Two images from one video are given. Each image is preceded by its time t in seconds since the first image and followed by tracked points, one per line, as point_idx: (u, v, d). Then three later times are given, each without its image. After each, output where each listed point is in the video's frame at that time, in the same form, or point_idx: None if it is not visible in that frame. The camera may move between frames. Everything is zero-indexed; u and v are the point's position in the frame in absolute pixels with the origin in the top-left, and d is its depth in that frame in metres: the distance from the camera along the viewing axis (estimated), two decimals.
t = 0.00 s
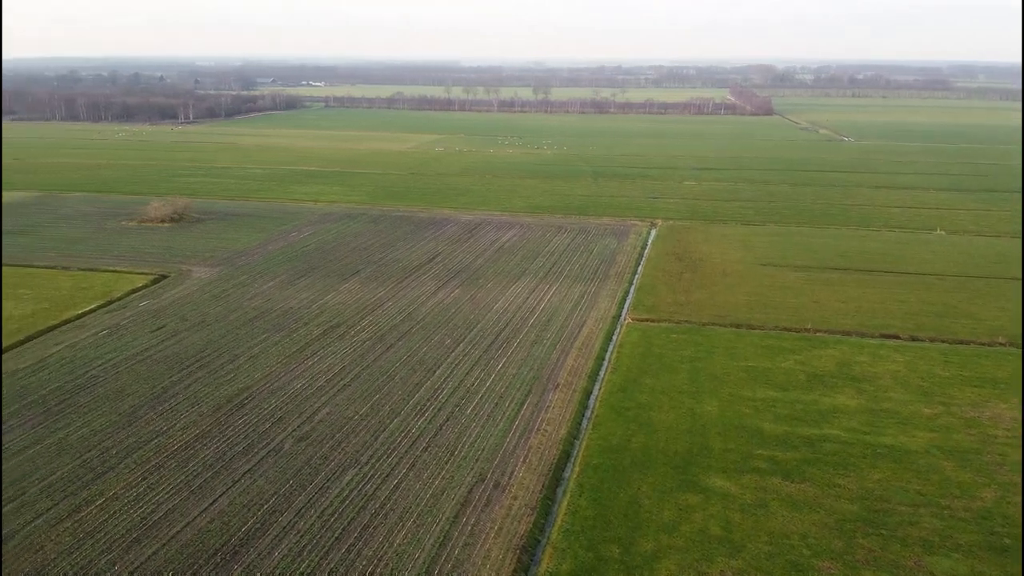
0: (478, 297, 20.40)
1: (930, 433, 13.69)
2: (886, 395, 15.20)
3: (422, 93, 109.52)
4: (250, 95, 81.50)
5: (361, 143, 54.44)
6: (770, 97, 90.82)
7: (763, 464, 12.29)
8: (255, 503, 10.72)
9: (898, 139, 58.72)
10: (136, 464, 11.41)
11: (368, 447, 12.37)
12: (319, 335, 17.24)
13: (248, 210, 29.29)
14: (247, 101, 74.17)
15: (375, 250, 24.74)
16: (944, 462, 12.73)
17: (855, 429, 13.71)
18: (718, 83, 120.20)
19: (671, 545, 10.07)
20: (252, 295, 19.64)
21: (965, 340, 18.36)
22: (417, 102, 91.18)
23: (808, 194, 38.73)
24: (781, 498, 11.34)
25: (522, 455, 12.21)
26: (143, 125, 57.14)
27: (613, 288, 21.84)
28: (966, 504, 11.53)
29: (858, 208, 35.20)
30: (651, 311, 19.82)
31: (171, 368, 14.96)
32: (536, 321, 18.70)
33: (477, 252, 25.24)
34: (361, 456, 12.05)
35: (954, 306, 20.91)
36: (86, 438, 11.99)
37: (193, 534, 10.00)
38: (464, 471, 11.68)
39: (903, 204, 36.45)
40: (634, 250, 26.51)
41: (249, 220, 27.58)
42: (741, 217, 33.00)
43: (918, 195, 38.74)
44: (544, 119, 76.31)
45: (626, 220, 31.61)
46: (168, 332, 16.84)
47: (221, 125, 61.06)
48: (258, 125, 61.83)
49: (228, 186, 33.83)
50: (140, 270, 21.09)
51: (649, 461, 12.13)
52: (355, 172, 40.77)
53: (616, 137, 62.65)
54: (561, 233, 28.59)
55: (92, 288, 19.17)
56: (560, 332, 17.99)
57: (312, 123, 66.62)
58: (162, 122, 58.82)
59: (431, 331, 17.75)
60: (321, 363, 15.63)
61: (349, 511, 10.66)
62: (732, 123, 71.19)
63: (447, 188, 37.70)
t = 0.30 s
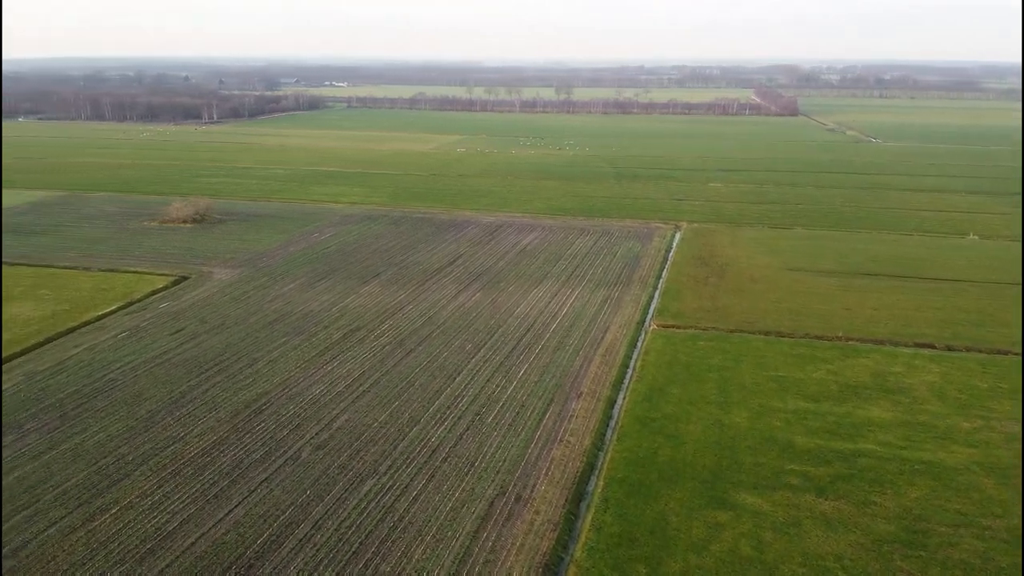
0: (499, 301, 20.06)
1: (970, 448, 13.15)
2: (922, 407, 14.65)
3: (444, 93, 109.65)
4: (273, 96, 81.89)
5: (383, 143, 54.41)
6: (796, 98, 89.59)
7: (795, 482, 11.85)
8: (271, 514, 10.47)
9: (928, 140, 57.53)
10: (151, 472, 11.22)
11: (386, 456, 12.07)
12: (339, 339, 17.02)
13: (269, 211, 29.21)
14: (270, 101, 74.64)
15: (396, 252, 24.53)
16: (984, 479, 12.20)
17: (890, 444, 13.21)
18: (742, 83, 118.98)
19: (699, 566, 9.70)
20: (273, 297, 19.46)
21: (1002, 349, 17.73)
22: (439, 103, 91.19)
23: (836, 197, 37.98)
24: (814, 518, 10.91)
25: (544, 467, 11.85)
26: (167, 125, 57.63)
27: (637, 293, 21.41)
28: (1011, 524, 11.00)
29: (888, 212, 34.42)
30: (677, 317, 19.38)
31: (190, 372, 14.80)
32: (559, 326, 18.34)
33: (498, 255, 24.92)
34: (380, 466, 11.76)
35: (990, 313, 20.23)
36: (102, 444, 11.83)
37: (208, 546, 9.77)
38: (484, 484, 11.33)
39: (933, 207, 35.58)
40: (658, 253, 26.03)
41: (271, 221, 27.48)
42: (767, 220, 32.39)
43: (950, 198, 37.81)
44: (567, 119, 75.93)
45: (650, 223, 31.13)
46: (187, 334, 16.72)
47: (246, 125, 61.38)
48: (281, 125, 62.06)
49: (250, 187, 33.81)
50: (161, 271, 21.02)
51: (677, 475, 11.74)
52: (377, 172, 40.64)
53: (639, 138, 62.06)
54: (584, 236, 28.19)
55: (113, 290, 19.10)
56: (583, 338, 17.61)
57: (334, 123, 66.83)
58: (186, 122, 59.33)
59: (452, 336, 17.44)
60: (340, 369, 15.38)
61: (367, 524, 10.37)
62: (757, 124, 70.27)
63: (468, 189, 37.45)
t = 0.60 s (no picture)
0: (521, 306, 19.72)
1: (1012, 465, 12.59)
2: (962, 420, 14.09)
3: (466, 93, 109.69)
4: (297, 96, 82.33)
5: (405, 144, 54.35)
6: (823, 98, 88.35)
7: (829, 499, 11.40)
8: (288, 525, 10.22)
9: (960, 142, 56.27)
10: (167, 479, 11.02)
11: (405, 466, 11.77)
12: (358, 343, 16.78)
13: (291, 211, 29.14)
14: (293, 102, 75.04)
15: (417, 254, 24.30)
16: None
17: (929, 459, 12.69)
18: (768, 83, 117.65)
19: None
20: (293, 300, 19.29)
21: None
22: (461, 103, 91.10)
23: (865, 200, 37.18)
24: (850, 539, 10.46)
25: (567, 480, 11.49)
26: (192, 125, 58.06)
27: (661, 298, 20.98)
28: None
29: (920, 216, 33.59)
30: (703, 323, 18.93)
31: (209, 376, 14.63)
32: (581, 331, 17.97)
33: (520, 258, 24.59)
34: (399, 477, 11.47)
35: None
36: (119, 450, 11.65)
37: (222, 558, 9.52)
38: (506, 497, 11.00)
39: (965, 211, 34.66)
40: (683, 257, 25.55)
41: (292, 222, 27.41)
42: (794, 223, 31.73)
43: (984, 202, 36.85)
44: (590, 120, 75.46)
45: (675, 225, 30.64)
46: (207, 337, 16.57)
47: (269, 125, 61.66)
48: (304, 125, 62.28)
49: (272, 187, 33.82)
50: (183, 272, 20.94)
51: (705, 491, 11.35)
52: (399, 173, 40.52)
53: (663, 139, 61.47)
54: (607, 238, 27.78)
55: (134, 291, 19.07)
56: (606, 344, 17.22)
57: (356, 124, 66.98)
58: (211, 122, 59.76)
59: (473, 341, 17.12)
60: (359, 374, 15.12)
61: (385, 538, 10.07)
62: (783, 125, 69.30)
63: (490, 190, 37.18)
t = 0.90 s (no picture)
0: (544, 310, 19.36)
1: None
2: (1003, 435, 13.51)
3: (488, 93, 109.56)
4: (320, 96, 82.66)
5: (427, 144, 54.20)
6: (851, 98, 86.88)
7: (866, 519, 10.93)
8: (305, 538, 9.95)
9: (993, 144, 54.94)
10: (184, 488, 10.80)
11: (425, 477, 11.45)
12: (379, 347, 16.51)
13: (313, 212, 29.01)
14: (317, 103, 75.32)
15: (439, 257, 24.04)
16: None
17: (970, 476, 12.15)
18: (794, 82, 116.10)
19: None
20: (314, 302, 19.10)
21: None
22: (483, 103, 90.94)
23: (896, 203, 36.33)
24: (889, 562, 10.00)
25: (592, 495, 11.12)
26: (217, 125, 58.44)
27: (687, 303, 20.53)
28: None
29: (953, 220, 32.72)
30: (731, 330, 18.46)
31: (228, 381, 14.43)
32: (606, 337, 17.59)
33: (543, 261, 24.24)
34: (418, 487, 11.16)
35: None
36: (135, 456, 11.47)
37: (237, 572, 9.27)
38: (529, 511, 10.65)
39: (999, 216, 33.70)
40: (710, 261, 25.02)
41: (314, 223, 27.27)
42: (823, 227, 31.02)
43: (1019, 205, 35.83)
44: (613, 120, 74.88)
45: (700, 228, 30.10)
46: (227, 341, 16.40)
47: (293, 125, 61.90)
48: (327, 126, 62.39)
49: (294, 188, 33.76)
50: (204, 273, 20.84)
51: (736, 510, 10.93)
52: (421, 174, 40.33)
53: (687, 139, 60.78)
54: (631, 241, 27.33)
55: (155, 292, 18.98)
56: (632, 351, 16.82)
57: (379, 124, 67.04)
58: (235, 122, 60.13)
59: (495, 347, 16.79)
60: (379, 380, 14.84)
61: (404, 553, 9.76)
62: (809, 125, 68.23)
63: (512, 191, 36.86)
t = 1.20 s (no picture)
0: (568, 315, 18.98)
1: None
2: None
3: (512, 93, 109.40)
4: (345, 96, 82.97)
5: (451, 145, 54.04)
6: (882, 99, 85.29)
7: (905, 541, 10.44)
8: (323, 550, 9.69)
9: None
10: (201, 497, 10.59)
11: (446, 488, 11.13)
12: (400, 352, 16.24)
13: (336, 214, 28.87)
14: (341, 103, 75.64)
15: (462, 259, 23.76)
16: None
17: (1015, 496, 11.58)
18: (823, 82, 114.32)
19: None
20: (336, 305, 18.90)
21: None
22: (507, 103, 90.57)
23: (929, 207, 35.40)
24: None
25: (619, 511, 10.74)
26: (243, 125, 58.89)
27: (715, 309, 20.06)
28: None
29: (989, 224, 31.75)
30: (761, 339, 17.96)
31: (248, 385, 14.23)
32: (632, 343, 17.19)
33: (567, 264, 23.86)
34: (440, 500, 10.85)
35: None
36: (153, 463, 11.29)
37: None
38: (553, 526, 10.30)
39: None
40: (738, 266, 24.46)
41: (336, 224, 27.12)
42: (854, 231, 30.27)
43: None
44: (638, 120, 74.26)
45: (728, 231, 29.53)
46: (247, 344, 16.22)
47: (317, 125, 62.09)
48: (351, 126, 62.49)
49: (317, 188, 33.70)
50: (226, 275, 20.74)
51: (768, 530, 10.48)
52: (444, 175, 40.11)
53: (713, 140, 60.00)
54: (657, 244, 26.85)
55: (176, 293, 18.89)
56: (659, 358, 16.41)
57: (402, 124, 67.08)
58: (260, 122, 60.55)
59: (518, 352, 16.44)
60: (400, 386, 14.56)
61: (425, 569, 9.44)
62: (839, 125, 67.04)
63: (536, 193, 36.49)
